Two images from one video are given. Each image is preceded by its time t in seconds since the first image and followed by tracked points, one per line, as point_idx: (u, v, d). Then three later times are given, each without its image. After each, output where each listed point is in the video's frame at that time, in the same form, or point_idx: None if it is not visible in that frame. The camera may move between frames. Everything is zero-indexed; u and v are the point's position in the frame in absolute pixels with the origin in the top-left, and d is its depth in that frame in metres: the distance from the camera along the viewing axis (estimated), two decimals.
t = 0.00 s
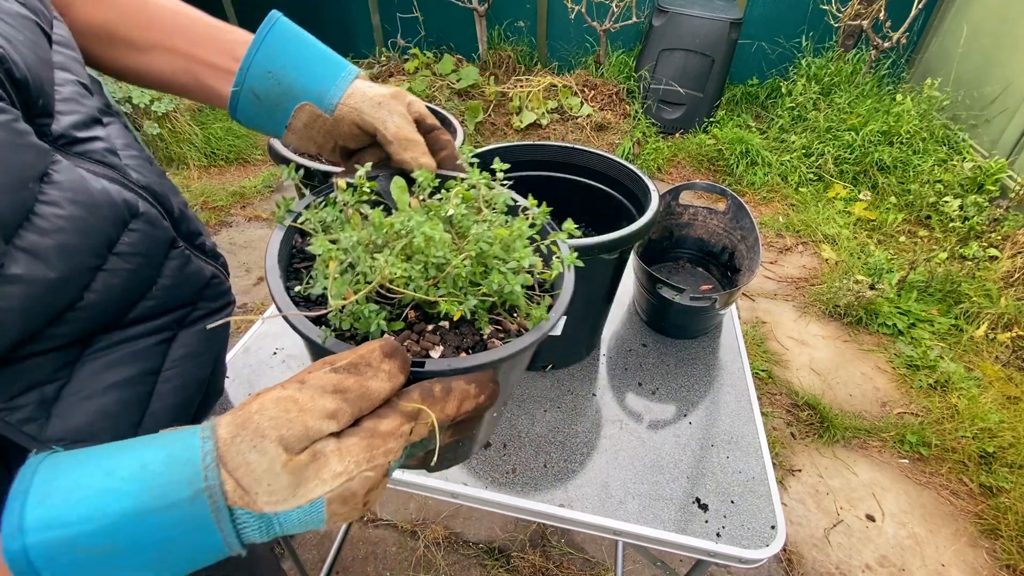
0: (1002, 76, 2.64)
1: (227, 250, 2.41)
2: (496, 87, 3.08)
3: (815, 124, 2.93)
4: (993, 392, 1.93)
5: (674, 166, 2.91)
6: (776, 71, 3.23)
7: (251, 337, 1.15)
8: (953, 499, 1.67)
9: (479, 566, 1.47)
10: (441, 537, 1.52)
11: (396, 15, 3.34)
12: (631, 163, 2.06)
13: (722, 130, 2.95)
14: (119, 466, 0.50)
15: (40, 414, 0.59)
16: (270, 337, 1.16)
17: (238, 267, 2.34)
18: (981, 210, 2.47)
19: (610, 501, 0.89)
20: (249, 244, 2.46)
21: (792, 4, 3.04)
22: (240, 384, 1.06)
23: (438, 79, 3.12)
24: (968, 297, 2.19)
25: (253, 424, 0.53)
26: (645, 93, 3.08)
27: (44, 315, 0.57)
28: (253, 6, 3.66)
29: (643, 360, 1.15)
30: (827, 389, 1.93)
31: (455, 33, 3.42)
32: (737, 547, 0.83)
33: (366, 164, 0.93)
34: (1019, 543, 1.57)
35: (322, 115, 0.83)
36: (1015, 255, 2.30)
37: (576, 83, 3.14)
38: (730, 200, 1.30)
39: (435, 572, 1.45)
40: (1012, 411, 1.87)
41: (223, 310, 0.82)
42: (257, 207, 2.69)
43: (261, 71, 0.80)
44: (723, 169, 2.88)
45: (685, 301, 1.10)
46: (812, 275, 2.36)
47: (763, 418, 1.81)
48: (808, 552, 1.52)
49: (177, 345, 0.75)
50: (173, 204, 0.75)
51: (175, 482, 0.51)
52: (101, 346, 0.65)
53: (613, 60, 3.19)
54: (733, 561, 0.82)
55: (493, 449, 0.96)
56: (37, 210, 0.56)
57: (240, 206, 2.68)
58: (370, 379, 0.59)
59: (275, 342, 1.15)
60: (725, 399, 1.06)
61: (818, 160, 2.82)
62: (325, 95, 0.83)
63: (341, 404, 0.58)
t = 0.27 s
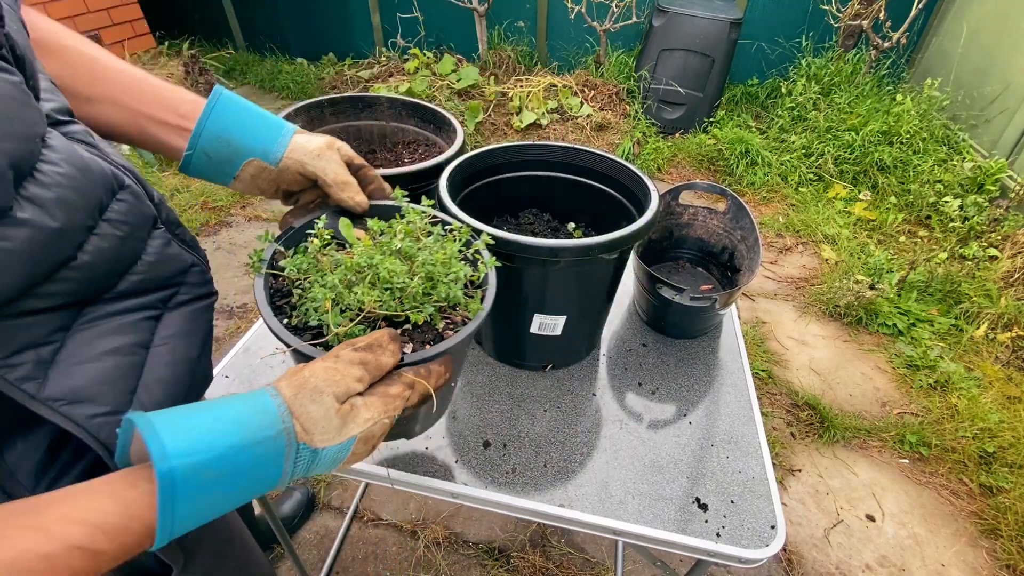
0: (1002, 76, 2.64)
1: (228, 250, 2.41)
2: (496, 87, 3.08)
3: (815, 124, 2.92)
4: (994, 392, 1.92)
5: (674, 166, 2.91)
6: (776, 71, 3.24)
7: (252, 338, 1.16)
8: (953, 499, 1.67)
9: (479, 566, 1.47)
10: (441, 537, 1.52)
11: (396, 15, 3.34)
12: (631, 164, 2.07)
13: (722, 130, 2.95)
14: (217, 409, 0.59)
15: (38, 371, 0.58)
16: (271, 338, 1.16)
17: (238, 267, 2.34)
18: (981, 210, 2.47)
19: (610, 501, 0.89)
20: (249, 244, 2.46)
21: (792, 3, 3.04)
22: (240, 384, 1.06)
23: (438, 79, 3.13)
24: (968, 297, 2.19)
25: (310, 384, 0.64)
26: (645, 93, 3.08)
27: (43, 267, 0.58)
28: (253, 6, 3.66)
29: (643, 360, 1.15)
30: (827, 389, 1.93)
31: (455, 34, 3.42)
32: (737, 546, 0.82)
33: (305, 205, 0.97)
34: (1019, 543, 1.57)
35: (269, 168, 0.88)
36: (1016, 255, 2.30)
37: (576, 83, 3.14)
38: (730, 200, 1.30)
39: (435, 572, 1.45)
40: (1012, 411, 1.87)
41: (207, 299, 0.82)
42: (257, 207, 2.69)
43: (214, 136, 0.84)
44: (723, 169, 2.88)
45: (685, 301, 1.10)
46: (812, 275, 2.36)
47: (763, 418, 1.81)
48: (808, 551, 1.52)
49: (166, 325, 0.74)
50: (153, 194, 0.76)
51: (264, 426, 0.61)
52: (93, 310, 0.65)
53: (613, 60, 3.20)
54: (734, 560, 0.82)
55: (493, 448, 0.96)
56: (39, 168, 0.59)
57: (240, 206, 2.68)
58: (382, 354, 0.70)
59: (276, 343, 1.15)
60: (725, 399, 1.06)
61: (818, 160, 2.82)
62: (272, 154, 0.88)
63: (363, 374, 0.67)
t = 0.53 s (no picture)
0: (1002, 76, 2.64)
1: (227, 250, 2.41)
2: (496, 87, 3.08)
3: (815, 124, 2.92)
4: (994, 392, 1.92)
5: (674, 166, 2.91)
6: (776, 71, 3.24)
7: (251, 338, 1.15)
8: (953, 500, 1.67)
9: (479, 566, 1.47)
10: (441, 537, 1.52)
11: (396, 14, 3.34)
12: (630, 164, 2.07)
13: (722, 130, 2.95)
14: (270, 343, 0.64)
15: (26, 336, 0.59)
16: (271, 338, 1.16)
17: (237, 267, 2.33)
18: (981, 210, 2.47)
19: (610, 501, 0.89)
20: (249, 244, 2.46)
21: (792, 3, 3.04)
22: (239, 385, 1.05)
23: (438, 79, 3.13)
24: (968, 297, 2.19)
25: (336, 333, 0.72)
26: (645, 93, 3.08)
27: (39, 232, 0.60)
28: (253, 7, 3.65)
29: (643, 360, 1.15)
30: (827, 389, 1.93)
31: (455, 33, 3.42)
32: (737, 547, 0.83)
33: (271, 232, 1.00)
34: (1019, 543, 1.56)
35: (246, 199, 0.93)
36: (1016, 255, 2.29)
37: (576, 83, 3.14)
38: (730, 200, 1.30)
39: (435, 572, 1.45)
40: (1013, 411, 1.86)
41: (193, 302, 0.84)
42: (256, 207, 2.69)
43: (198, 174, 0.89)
44: (723, 169, 2.88)
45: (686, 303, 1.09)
46: (812, 275, 2.36)
47: (763, 418, 1.81)
48: (808, 552, 1.52)
49: (148, 319, 0.75)
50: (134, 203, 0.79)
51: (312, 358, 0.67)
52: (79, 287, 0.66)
53: (612, 59, 3.20)
54: (734, 561, 0.82)
55: (494, 449, 0.96)
56: (36, 142, 0.63)
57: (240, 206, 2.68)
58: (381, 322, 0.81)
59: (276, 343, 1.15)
60: (725, 399, 1.07)
61: (818, 160, 2.82)
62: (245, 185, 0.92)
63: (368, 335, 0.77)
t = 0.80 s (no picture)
0: (1002, 76, 2.64)
1: (228, 250, 2.41)
2: (496, 87, 3.08)
3: (815, 124, 2.92)
4: (994, 392, 1.92)
5: (674, 166, 2.91)
6: (776, 71, 3.24)
7: (251, 339, 1.16)
8: (952, 499, 1.67)
9: (479, 566, 1.47)
10: (441, 537, 1.52)
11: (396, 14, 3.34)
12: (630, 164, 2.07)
13: (722, 130, 2.95)
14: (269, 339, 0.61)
15: None
16: (271, 338, 1.16)
17: (238, 267, 2.33)
18: (981, 210, 2.47)
19: (610, 500, 0.89)
20: (249, 244, 2.46)
21: (792, 3, 3.04)
22: (239, 385, 1.06)
23: (438, 79, 3.13)
24: (968, 297, 2.19)
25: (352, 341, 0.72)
26: (645, 93, 3.09)
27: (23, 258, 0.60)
28: (253, 7, 3.66)
29: (643, 359, 1.15)
30: (827, 389, 1.93)
31: (455, 34, 3.42)
32: (737, 546, 0.83)
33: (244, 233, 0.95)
34: (1019, 543, 1.56)
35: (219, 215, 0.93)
36: (1016, 255, 2.30)
37: (576, 83, 3.15)
38: (736, 203, 1.31)
39: (435, 572, 1.45)
40: (1012, 410, 1.87)
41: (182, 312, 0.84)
42: (257, 207, 2.69)
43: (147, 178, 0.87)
44: (723, 169, 2.88)
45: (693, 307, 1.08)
46: (812, 275, 2.36)
47: (763, 418, 1.82)
48: (808, 551, 1.52)
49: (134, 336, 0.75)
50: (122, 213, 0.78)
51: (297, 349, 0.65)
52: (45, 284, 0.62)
53: (613, 60, 3.20)
54: (734, 560, 0.83)
55: (494, 447, 0.96)
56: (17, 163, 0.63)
57: (241, 206, 2.68)
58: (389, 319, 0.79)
59: (276, 343, 1.15)
60: (725, 398, 1.07)
61: (818, 160, 2.82)
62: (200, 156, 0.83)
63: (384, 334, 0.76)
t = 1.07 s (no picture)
0: (1002, 76, 2.65)
1: (228, 250, 2.41)
2: (496, 87, 3.08)
3: (815, 124, 2.92)
4: (994, 392, 1.92)
5: (674, 166, 2.91)
6: (776, 71, 3.24)
7: (251, 339, 1.16)
8: (952, 500, 1.67)
9: (479, 566, 1.47)
10: (441, 537, 1.52)
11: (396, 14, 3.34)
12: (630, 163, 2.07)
13: (722, 130, 2.95)
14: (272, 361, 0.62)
15: None
16: (271, 339, 1.16)
17: (238, 267, 2.33)
18: (981, 210, 2.47)
19: (610, 502, 0.89)
20: (249, 244, 2.46)
21: (792, 4, 3.04)
22: (238, 386, 1.06)
23: (438, 79, 3.13)
24: (968, 297, 2.19)
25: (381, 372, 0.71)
26: (645, 93, 3.08)
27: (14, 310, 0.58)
28: (253, 7, 3.65)
29: (643, 360, 1.15)
30: (827, 390, 1.93)
31: (455, 34, 3.42)
32: (738, 547, 0.83)
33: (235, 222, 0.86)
34: (1019, 543, 1.57)
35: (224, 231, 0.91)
36: (1016, 255, 2.30)
37: (576, 83, 3.15)
38: (736, 203, 1.31)
39: (435, 572, 1.45)
40: (1012, 411, 1.87)
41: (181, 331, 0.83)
42: (257, 207, 2.69)
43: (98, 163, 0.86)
44: (723, 169, 2.88)
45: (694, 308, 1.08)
46: (812, 275, 2.36)
47: (763, 418, 1.81)
48: (808, 552, 1.52)
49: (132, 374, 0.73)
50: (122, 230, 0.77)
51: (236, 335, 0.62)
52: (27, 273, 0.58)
53: (613, 60, 3.20)
54: (734, 561, 0.83)
55: (494, 449, 0.96)
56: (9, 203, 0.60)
57: (241, 206, 2.68)
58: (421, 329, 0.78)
59: (275, 343, 1.15)
60: (725, 399, 1.07)
61: (818, 160, 2.82)
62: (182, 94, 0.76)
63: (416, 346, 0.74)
